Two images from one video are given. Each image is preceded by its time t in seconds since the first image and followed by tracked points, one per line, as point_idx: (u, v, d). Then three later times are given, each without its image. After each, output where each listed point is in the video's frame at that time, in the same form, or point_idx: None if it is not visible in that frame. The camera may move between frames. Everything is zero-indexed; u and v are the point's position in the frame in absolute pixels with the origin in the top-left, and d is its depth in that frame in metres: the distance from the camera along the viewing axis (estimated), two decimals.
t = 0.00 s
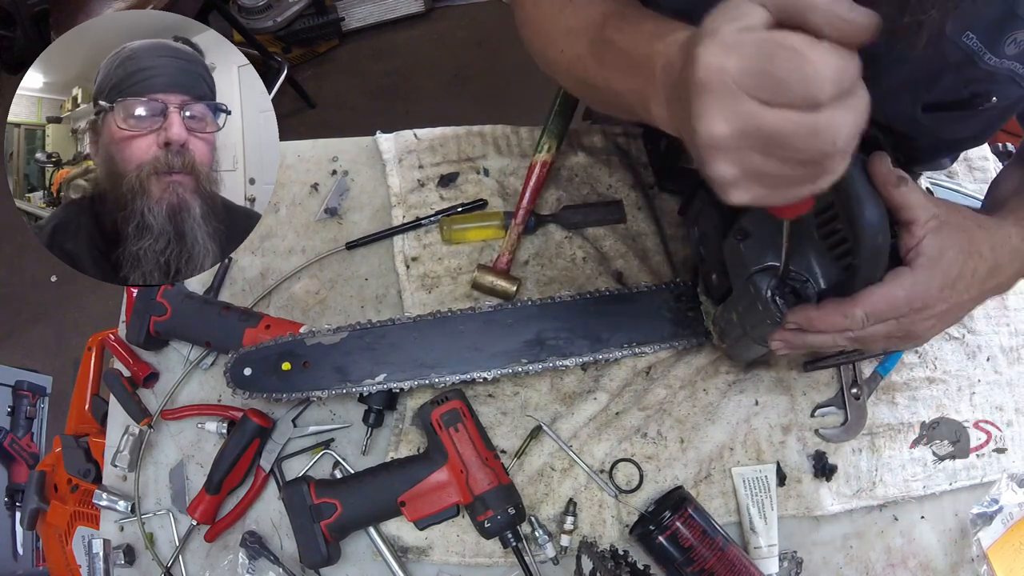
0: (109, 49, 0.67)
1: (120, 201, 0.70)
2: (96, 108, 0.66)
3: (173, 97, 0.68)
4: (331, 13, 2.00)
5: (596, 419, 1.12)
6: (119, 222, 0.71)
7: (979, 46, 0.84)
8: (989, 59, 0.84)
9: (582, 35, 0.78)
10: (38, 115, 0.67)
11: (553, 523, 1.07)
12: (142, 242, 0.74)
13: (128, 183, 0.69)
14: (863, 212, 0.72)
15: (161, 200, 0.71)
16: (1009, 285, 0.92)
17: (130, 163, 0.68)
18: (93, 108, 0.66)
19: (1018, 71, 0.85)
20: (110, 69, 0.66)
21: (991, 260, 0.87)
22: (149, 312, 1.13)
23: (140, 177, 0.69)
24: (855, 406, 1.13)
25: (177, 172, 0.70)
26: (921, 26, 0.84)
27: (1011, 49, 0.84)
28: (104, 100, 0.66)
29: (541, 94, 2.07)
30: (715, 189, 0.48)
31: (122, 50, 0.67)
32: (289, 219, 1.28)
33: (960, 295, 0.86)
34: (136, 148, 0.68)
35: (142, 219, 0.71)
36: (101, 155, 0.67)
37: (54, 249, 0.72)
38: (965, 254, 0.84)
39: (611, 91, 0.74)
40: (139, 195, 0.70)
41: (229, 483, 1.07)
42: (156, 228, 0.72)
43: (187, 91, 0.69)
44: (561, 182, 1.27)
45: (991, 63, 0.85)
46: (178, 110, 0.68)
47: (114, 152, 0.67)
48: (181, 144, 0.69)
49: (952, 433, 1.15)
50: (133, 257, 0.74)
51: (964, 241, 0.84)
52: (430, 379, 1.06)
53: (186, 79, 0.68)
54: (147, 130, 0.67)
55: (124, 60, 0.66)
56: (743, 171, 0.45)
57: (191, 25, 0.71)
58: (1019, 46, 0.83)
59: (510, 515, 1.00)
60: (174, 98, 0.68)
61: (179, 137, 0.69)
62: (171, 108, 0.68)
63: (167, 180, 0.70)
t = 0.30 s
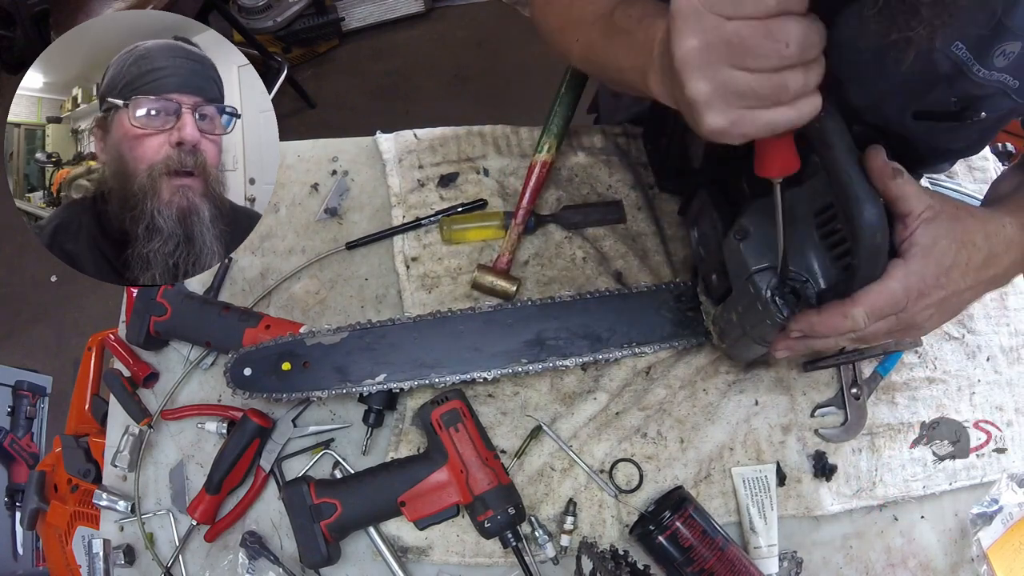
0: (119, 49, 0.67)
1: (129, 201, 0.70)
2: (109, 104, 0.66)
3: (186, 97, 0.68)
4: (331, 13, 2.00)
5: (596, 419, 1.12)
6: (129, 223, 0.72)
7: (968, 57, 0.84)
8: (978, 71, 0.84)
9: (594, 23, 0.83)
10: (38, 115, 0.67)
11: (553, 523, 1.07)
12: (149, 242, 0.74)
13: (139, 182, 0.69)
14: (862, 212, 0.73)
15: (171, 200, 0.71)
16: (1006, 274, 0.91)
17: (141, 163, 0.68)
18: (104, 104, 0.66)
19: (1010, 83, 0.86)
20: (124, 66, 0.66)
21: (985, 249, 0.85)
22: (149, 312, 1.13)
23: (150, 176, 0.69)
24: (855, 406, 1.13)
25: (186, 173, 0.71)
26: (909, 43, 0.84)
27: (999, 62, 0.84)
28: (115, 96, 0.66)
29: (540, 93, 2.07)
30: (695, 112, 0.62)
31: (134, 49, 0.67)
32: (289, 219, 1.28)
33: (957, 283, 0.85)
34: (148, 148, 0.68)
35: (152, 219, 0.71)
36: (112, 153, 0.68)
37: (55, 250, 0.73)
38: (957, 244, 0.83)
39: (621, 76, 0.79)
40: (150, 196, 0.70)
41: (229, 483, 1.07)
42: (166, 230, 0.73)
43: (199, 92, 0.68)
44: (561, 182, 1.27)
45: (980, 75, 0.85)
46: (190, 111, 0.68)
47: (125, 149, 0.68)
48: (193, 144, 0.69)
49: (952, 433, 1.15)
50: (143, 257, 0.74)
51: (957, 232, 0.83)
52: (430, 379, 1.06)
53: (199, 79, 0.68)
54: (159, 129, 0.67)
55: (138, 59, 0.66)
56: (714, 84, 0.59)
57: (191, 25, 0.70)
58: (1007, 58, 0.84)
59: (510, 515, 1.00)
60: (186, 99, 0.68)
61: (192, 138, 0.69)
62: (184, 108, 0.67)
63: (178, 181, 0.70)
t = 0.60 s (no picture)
0: (116, 46, 0.67)
1: (133, 201, 0.71)
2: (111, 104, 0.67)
3: (188, 97, 0.68)
4: (331, 13, 2.00)
5: (596, 419, 1.12)
6: (133, 223, 0.72)
7: (962, 48, 0.83)
8: (972, 61, 0.84)
9: (594, 22, 0.83)
10: (38, 115, 0.67)
11: (553, 523, 1.07)
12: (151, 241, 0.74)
13: (142, 181, 0.69)
14: (862, 212, 0.73)
15: (173, 199, 0.71)
16: (1006, 274, 0.91)
17: (143, 162, 0.68)
18: (104, 103, 0.66)
19: (1006, 74, 0.85)
20: (126, 65, 0.67)
21: (984, 247, 0.86)
22: (149, 312, 1.13)
23: (152, 175, 0.69)
24: (855, 406, 1.13)
25: (189, 172, 0.70)
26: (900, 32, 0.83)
27: (994, 51, 0.83)
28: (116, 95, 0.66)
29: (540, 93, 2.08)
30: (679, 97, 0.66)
31: (136, 49, 0.67)
32: (289, 219, 1.28)
33: (957, 282, 0.85)
34: (149, 147, 0.68)
35: (155, 218, 0.71)
36: (114, 152, 0.68)
37: (54, 250, 0.73)
38: (957, 241, 0.83)
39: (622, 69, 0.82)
40: (152, 195, 0.70)
41: (229, 483, 1.07)
42: (169, 229, 0.72)
43: (201, 92, 0.69)
44: (561, 182, 1.27)
45: (975, 66, 0.84)
46: (192, 110, 0.68)
47: (127, 149, 0.68)
48: (195, 143, 0.69)
49: (952, 432, 1.15)
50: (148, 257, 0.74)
51: (957, 230, 0.83)
52: (430, 379, 1.06)
53: (201, 78, 0.68)
54: (161, 129, 0.68)
55: (140, 58, 0.67)
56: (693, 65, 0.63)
57: (191, 25, 0.70)
58: (1003, 48, 0.82)
59: (510, 515, 1.00)
60: (188, 98, 0.68)
61: (194, 137, 0.69)
62: (186, 107, 0.68)
63: (180, 180, 0.70)
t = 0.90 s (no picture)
0: (116, 44, 0.67)
1: (153, 206, 0.72)
2: (119, 109, 0.67)
3: (198, 98, 0.68)
4: (331, 13, 2.00)
5: (596, 419, 1.12)
6: (160, 228, 0.74)
7: (974, 48, 0.86)
8: (985, 61, 0.86)
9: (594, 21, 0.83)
10: (38, 115, 0.67)
11: (553, 523, 1.07)
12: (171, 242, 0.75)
13: (157, 185, 0.70)
14: (864, 211, 0.73)
15: (193, 200, 0.72)
16: (1008, 275, 0.91)
17: (160, 167, 0.70)
18: (110, 108, 0.67)
19: (1013, 77, 0.87)
20: (133, 67, 0.66)
21: (987, 246, 0.86)
22: (149, 312, 1.13)
23: (169, 179, 0.70)
24: (855, 406, 1.13)
25: (207, 173, 0.72)
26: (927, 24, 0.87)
27: (1006, 53, 0.85)
28: (123, 99, 0.67)
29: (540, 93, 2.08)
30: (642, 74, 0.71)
31: (140, 49, 0.67)
32: (289, 219, 1.28)
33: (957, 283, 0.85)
34: (165, 152, 0.69)
35: (179, 221, 0.73)
36: (128, 157, 0.68)
37: (54, 250, 0.74)
38: (958, 240, 0.83)
39: None
40: (172, 199, 0.72)
41: (229, 483, 1.07)
42: (195, 229, 0.74)
43: (208, 93, 0.69)
44: (561, 182, 1.27)
45: (986, 66, 0.87)
46: (204, 111, 0.69)
47: (140, 154, 0.69)
48: (210, 144, 0.71)
49: (952, 433, 1.15)
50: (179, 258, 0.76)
51: (957, 229, 0.83)
52: (430, 378, 1.06)
53: (208, 79, 0.68)
54: (175, 133, 0.69)
55: (146, 59, 0.66)
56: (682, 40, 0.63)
57: (191, 25, 0.69)
58: (1015, 50, 0.84)
59: (510, 515, 1.00)
60: (199, 100, 0.68)
61: (209, 138, 0.70)
62: (197, 110, 0.68)
63: (199, 181, 0.71)
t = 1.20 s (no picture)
0: (118, 44, 0.67)
1: (164, 204, 0.72)
2: (128, 111, 0.67)
3: (205, 99, 0.68)
4: (331, 13, 2.00)
5: (596, 419, 1.12)
6: (175, 225, 0.74)
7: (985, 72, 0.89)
8: (992, 86, 0.90)
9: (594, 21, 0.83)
10: (38, 115, 0.67)
11: (553, 523, 1.07)
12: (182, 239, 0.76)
13: (168, 184, 0.71)
14: (865, 211, 0.71)
15: (206, 194, 0.73)
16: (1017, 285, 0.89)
17: (170, 167, 0.70)
18: (118, 110, 0.67)
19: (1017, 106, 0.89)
20: (139, 69, 0.66)
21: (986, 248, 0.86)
22: (149, 312, 1.13)
23: (179, 178, 0.71)
24: (855, 406, 1.12)
25: (217, 170, 0.72)
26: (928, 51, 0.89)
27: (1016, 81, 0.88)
28: (131, 101, 0.67)
29: (540, 92, 2.08)
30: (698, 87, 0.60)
31: (145, 51, 0.66)
32: (289, 219, 1.28)
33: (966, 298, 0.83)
34: (176, 152, 0.69)
35: (193, 215, 0.74)
36: (138, 159, 0.69)
37: (54, 251, 0.74)
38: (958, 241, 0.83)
39: None
40: (184, 196, 0.72)
41: (229, 483, 1.07)
42: (209, 222, 0.75)
43: (215, 94, 0.69)
44: (561, 182, 1.27)
45: (993, 91, 0.90)
46: (211, 112, 0.69)
47: (150, 155, 0.69)
48: (218, 144, 0.71)
49: (952, 433, 1.15)
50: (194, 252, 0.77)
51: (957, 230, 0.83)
52: (430, 379, 1.05)
53: (213, 80, 0.69)
54: (185, 133, 0.69)
55: (153, 62, 0.66)
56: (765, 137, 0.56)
57: (191, 25, 0.69)
58: None
59: (510, 515, 1.00)
60: (206, 100, 0.68)
61: (217, 139, 0.70)
62: (206, 111, 0.69)
63: (210, 176, 0.72)
